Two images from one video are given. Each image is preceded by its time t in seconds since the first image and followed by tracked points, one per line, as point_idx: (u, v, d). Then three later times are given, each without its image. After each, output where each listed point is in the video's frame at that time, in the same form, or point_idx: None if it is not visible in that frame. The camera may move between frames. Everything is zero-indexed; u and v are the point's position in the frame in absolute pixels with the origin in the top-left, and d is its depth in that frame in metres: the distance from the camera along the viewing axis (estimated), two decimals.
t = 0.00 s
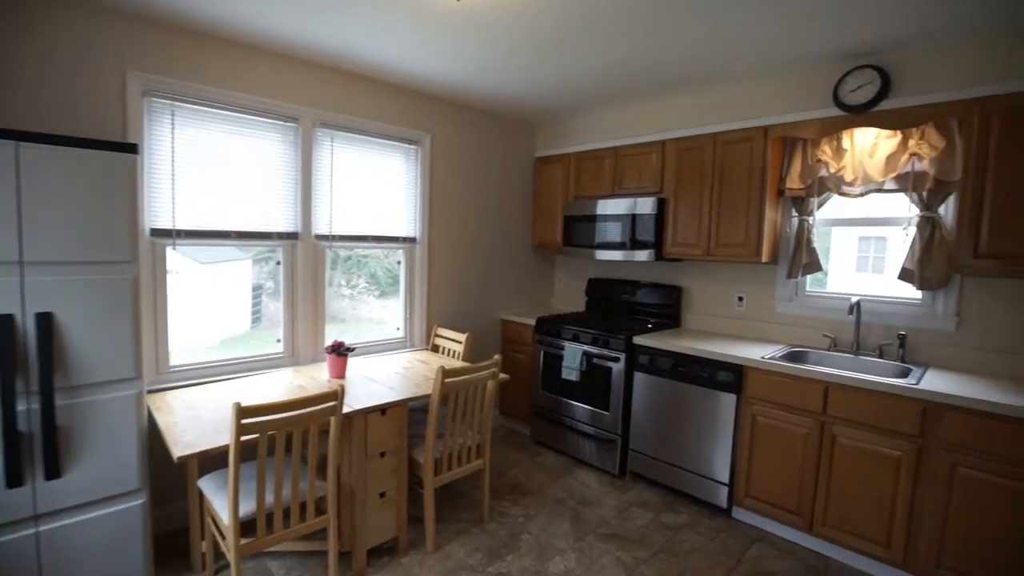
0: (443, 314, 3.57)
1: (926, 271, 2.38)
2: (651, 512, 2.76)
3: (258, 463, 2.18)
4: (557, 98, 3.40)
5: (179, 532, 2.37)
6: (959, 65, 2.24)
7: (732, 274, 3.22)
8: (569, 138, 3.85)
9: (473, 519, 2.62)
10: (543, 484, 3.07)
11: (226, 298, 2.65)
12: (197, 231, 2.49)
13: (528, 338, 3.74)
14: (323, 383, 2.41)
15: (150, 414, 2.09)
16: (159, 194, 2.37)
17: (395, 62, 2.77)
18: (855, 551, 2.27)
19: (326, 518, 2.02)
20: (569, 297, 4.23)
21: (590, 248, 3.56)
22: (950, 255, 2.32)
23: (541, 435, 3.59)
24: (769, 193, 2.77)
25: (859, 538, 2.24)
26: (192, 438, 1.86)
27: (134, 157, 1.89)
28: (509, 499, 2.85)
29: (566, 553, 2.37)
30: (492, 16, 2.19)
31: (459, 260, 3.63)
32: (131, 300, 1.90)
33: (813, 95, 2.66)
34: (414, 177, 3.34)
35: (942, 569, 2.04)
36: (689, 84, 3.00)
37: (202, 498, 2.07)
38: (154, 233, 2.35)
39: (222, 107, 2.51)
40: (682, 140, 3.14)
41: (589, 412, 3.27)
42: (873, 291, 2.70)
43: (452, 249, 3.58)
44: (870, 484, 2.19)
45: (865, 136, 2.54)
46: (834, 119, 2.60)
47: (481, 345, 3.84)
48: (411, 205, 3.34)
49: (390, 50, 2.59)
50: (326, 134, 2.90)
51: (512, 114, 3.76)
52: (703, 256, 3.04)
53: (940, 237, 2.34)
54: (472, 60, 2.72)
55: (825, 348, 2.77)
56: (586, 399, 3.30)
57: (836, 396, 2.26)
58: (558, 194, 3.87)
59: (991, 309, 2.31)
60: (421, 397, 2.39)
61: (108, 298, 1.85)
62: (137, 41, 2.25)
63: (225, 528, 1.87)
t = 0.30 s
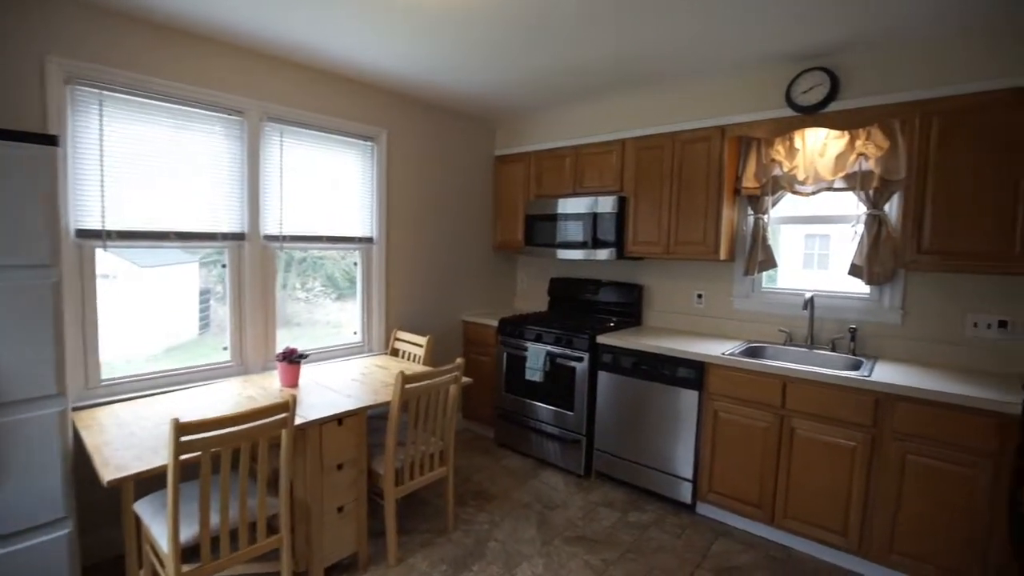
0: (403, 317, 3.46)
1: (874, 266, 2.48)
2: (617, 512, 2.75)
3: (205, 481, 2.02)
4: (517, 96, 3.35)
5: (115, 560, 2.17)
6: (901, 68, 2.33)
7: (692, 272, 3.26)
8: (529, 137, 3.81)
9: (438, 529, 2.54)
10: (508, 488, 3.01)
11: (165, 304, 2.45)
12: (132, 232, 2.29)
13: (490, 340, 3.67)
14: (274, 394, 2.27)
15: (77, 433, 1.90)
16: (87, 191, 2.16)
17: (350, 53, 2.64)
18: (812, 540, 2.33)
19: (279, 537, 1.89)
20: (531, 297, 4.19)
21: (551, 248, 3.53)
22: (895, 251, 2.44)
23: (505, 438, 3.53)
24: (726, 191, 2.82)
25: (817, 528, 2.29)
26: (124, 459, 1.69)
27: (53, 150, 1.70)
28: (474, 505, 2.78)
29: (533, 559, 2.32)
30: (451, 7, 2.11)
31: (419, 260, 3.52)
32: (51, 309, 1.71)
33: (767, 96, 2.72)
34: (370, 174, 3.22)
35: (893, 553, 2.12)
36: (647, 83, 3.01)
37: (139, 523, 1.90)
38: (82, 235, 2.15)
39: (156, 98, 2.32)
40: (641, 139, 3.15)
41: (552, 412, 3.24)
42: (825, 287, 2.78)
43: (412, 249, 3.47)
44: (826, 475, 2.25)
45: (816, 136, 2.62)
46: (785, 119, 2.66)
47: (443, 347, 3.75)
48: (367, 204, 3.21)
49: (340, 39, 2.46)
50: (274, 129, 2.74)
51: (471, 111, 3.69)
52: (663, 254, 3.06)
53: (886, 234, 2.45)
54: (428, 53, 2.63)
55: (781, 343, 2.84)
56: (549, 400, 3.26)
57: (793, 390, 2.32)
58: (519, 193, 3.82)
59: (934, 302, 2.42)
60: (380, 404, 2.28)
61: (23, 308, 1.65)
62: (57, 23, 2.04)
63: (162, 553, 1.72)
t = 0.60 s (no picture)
0: (360, 321, 3.33)
1: (826, 263, 2.56)
2: (583, 513, 2.73)
3: (143, 503, 1.86)
4: (476, 93, 3.28)
5: None
6: (848, 71, 2.41)
7: (652, 271, 3.28)
8: (488, 136, 3.76)
9: (401, 540, 2.44)
10: (472, 494, 2.94)
11: (97, 311, 2.26)
12: (56, 234, 2.09)
13: (451, 342, 3.59)
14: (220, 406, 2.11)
15: None
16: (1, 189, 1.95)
17: (300, 44, 2.51)
18: (775, 532, 2.37)
19: (227, 559, 1.75)
20: (493, 298, 4.13)
21: (512, 247, 3.48)
22: (845, 249, 2.52)
23: (469, 442, 3.46)
24: (684, 190, 2.85)
25: (779, 520, 2.34)
26: (45, 485, 1.52)
27: None
28: (438, 513, 2.69)
29: (499, 567, 2.26)
30: None
31: (376, 261, 3.40)
32: None
33: (723, 97, 2.76)
34: (323, 172, 3.07)
35: (851, 542, 2.18)
36: (607, 82, 3.01)
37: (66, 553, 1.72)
38: None
39: (81, 87, 2.13)
40: (601, 138, 3.15)
41: (515, 414, 3.20)
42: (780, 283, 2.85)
43: (369, 250, 3.35)
44: (786, 468, 2.30)
45: (770, 136, 2.68)
46: (740, 120, 2.71)
47: (402, 351, 3.64)
48: (321, 203, 3.07)
49: (286, 29, 2.33)
50: (219, 123, 2.57)
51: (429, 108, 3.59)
52: (625, 253, 3.07)
53: (837, 231, 2.53)
54: (384, 48, 2.54)
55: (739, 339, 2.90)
56: (513, 401, 3.22)
57: (753, 385, 2.36)
58: (479, 192, 3.76)
59: (881, 296, 2.52)
60: (336, 412, 2.17)
61: None
62: None
63: None
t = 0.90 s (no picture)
0: (314, 326, 3.17)
1: (781, 262, 2.62)
2: (549, 516, 2.69)
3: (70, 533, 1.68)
4: (435, 90, 3.20)
5: None
6: (800, 75, 2.48)
7: (614, 271, 3.29)
8: (447, 134, 3.67)
9: (360, 555, 2.32)
10: (435, 502, 2.84)
11: (25, 315, 2.06)
12: None
13: (411, 345, 3.48)
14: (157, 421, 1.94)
15: None
16: None
17: (247, 34, 2.36)
18: (737, 527, 2.41)
19: None
20: (454, 299, 4.04)
21: (473, 248, 3.41)
22: (798, 248, 2.60)
23: (430, 448, 3.36)
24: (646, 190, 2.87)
25: (740, 515, 2.37)
26: None
27: None
28: (399, 524, 2.59)
29: None
30: None
31: (331, 263, 3.26)
32: None
33: (681, 99, 2.79)
34: (273, 169, 2.91)
35: (809, 534, 2.23)
36: (568, 81, 2.99)
37: None
38: None
39: None
40: (562, 138, 3.13)
41: (477, 417, 3.13)
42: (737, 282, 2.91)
43: (323, 251, 3.20)
44: (747, 464, 2.34)
45: (726, 136, 2.71)
46: (698, 121, 2.75)
47: (360, 357, 3.50)
48: (272, 202, 2.91)
49: (231, 17, 2.19)
50: (156, 115, 2.38)
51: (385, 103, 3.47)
52: (587, 253, 3.06)
53: (790, 231, 2.60)
54: (338, 41, 2.42)
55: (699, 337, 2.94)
56: (476, 405, 3.15)
57: (715, 382, 2.38)
58: (439, 191, 3.67)
59: (832, 293, 2.61)
60: (289, 423, 2.04)
61: None
62: None
63: None
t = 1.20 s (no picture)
0: (265, 330, 3.00)
1: (739, 262, 2.67)
2: (514, 522, 2.64)
3: None
4: (393, 85, 3.09)
5: None
6: (757, 79, 2.54)
7: (577, 271, 3.28)
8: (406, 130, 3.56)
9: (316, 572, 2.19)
10: (396, 512, 2.74)
11: None
12: None
13: (370, 349, 3.35)
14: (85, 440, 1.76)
15: None
16: None
17: (189, 18, 2.19)
18: (701, 524, 2.43)
19: None
20: (414, 301, 3.92)
21: (434, 248, 3.32)
22: (756, 248, 2.66)
23: (391, 456, 3.24)
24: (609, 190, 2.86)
25: (704, 512, 2.40)
26: None
27: None
28: (359, 537, 2.47)
29: None
30: None
31: (283, 263, 3.09)
32: None
33: (642, 100, 2.81)
34: (218, 164, 2.73)
35: (769, 527, 2.28)
36: (530, 80, 2.95)
37: None
38: None
39: None
40: (525, 137, 3.09)
41: (440, 422, 3.05)
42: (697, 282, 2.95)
43: (274, 252, 3.03)
44: (711, 461, 2.36)
45: (686, 139, 2.76)
46: (659, 122, 2.77)
47: (314, 363, 3.34)
48: (217, 199, 2.73)
49: None
50: (84, 101, 2.17)
51: (340, 97, 3.33)
52: (550, 253, 3.03)
53: (747, 233, 2.66)
54: (290, 30, 2.29)
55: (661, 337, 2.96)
56: (438, 410, 3.06)
57: (678, 381, 2.40)
58: (398, 189, 3.56)
59: (788, 292, 2.68)
60: (237, 436, 1.89)
61: None
62: None
63: None
